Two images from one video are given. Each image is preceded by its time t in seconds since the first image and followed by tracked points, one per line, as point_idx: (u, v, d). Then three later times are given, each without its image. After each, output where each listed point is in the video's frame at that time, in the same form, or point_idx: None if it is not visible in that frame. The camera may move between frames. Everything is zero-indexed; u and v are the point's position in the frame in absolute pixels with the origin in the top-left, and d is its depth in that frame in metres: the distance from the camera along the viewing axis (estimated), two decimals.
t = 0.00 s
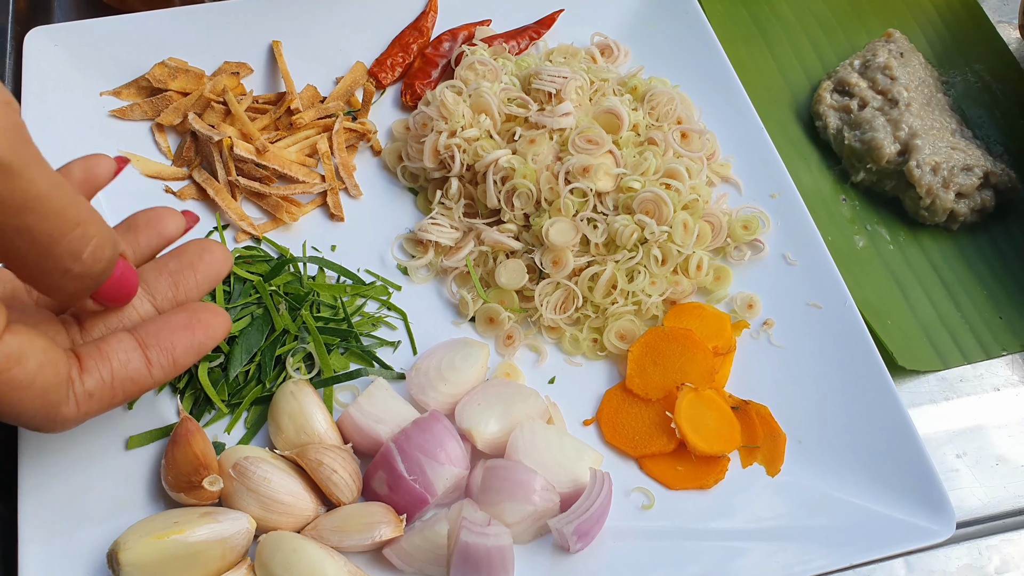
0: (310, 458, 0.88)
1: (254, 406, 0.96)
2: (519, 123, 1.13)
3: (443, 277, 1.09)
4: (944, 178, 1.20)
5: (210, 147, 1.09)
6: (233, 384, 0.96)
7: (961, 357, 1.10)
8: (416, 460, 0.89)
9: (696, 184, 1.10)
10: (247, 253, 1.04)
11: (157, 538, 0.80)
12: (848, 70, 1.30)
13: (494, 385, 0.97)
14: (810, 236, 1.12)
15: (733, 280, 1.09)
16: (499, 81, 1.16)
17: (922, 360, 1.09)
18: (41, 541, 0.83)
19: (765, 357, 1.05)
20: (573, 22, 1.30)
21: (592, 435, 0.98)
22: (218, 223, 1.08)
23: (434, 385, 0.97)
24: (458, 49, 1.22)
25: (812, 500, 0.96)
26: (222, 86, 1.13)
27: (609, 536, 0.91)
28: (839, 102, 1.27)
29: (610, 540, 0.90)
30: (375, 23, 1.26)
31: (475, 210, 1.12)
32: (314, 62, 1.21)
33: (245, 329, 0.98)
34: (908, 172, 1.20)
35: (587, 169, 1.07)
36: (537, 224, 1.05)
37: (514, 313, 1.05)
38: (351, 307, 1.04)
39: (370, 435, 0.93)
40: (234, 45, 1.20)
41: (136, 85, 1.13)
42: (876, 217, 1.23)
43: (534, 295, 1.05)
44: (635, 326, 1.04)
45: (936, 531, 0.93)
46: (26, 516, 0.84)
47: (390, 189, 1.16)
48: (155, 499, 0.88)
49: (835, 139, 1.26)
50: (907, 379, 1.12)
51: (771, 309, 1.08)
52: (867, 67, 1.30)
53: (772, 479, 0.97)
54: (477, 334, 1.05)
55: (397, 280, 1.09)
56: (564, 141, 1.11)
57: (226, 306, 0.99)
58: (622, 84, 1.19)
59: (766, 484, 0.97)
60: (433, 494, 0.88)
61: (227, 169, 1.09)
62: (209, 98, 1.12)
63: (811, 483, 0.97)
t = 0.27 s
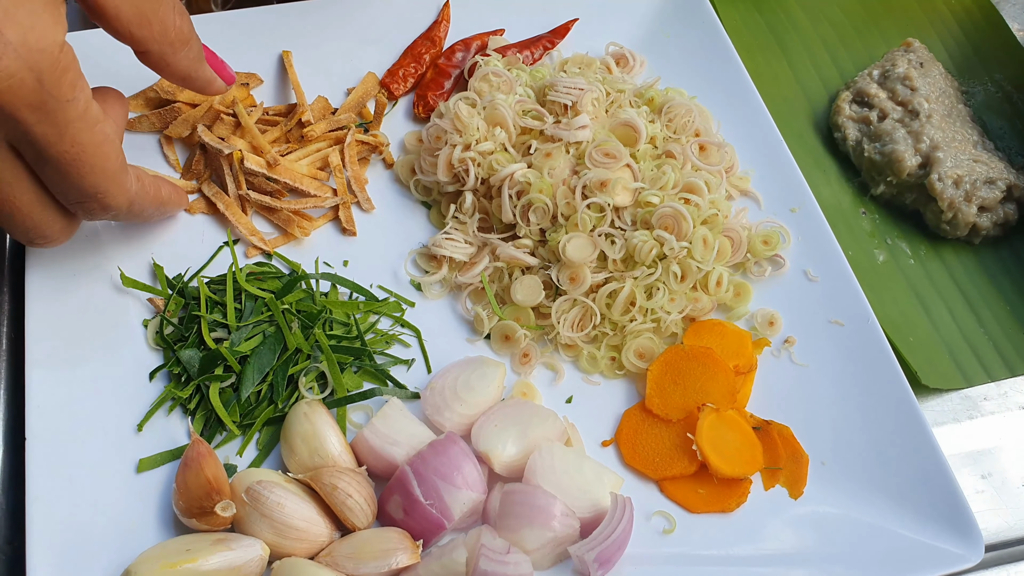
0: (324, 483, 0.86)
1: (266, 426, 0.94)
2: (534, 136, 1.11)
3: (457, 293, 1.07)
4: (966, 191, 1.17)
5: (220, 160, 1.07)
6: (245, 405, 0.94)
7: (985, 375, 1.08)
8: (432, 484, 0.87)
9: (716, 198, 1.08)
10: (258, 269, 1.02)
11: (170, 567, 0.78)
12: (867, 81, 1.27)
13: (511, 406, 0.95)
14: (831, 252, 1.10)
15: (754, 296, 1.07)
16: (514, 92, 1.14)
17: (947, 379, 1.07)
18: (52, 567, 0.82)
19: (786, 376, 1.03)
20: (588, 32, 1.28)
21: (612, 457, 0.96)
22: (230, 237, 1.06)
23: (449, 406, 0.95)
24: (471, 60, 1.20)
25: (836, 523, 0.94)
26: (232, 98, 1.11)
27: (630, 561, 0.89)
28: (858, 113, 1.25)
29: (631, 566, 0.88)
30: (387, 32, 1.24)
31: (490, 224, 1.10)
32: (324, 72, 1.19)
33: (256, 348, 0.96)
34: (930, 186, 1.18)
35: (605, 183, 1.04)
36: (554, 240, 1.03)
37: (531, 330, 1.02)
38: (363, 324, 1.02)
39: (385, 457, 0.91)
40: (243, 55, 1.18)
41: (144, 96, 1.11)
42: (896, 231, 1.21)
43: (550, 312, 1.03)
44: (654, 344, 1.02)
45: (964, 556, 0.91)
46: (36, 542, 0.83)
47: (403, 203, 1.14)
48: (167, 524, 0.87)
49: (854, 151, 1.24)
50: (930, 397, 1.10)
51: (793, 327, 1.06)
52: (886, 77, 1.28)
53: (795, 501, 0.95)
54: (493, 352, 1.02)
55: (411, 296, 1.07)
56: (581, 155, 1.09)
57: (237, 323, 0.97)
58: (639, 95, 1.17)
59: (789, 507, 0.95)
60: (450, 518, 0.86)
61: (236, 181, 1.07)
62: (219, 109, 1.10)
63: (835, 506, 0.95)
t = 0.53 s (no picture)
0: (342, 503, 0.84)
1: (281, 444, 0.92)
2: (552, 146, 1.09)
3: (474, 305, 1.05)
4: (990, 203, 1.16)
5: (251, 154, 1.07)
6: (260, 423, 0.92)
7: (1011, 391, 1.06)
8: (452, 504, 0.85)
9: (737, 210, 1.06)
10: (272, 283, 1.00)
11: None
12: (888, 89, 1.26)
13: (530, 423, 0.94)
14: (854, 264, 1.08)
15: (776, 309, 1.06)
16: (531, 102, 1.12)
17: (972, 394, 1.05)
18: None
19: (809, 392, 1.02)
20: (604, 39, 1.26)
21: (633, 475, 0.94)
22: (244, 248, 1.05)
23: (468, 424, 0.93)
24: (487, 68, 1.18)
25: (862, 543, 0.92)
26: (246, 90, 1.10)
27: None
28: (879, 122, 1.23)
29: None
30: (401, 37, 1.21)
31: (507, 236, 1.08)
32: (338, 79, 1.17)
33: (271, 364, 0.94)
34: (953, 197, 1.16)
35: (625, 195, 1.03)
36: (573, 252, 1.01)
37: (550, 344, 1.00)
38: (379, 339, 1.00)
39: (403, 477, 0.89)
40: (255, 62, 1.16)
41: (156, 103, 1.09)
42: (918, 242, 1.19)
43: (570, 327, 1.01)
44: (676, 359, 1.00)
45: None
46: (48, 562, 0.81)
47: (418, 213, 1.12)
48: (181, 544, 0.85)
49: (875, 160, 1.22)
50: (955, 412, 1.08)
51: (816, 341, 1.05)
52: (907, 85, 1.26)
53: (820, 521, 0.93)
54: (510, 367, 1.01)
55: (427, 309, 1.05)
56: (600, 165, 1.07)
57: (252, 338, 0.95)
58: (657, 104, 1.15)
59: (814, 527, 0.93)
60: (470, 540, 0.85)
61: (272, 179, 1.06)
62: (243, 104, 1.08)
63: (861, 525, 0.93)
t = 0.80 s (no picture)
0: (366, 526, 0.82)
1: (303, 463, 0.91)
2: (573, 160, 1.08)
3: (495, 322, 1.04)
4: (1014, 218, 1.15)
5: (271, 174, 1.07)
6: (282, 442, 0.91)
7: None
8: (477, 527, 0.84)
9: (761, 226, 1.05)
10: (293, 300, 0.99)
11: None
12: (909, 101, 1.25)
13: (554, 443, 0.93)
14: (879, 281, 1.07)
15: (800, 326, 1.05)
16: (552, 115, 1.11)
17: (999, 413, 1.03)
18: None
19: (834, 410, 1.01)
20: (624, 49, 1.24)
21: (657, 496, 0.94)
22: (263, 263, 1.04)
23: (492, 444, 0.92)
24: (506, 80, 1.17)
25: (889, 565, 0.91)
26: (263, 103, 1.09)
27: None
28: (901, 135, 1.22)
29: None
30: (419, 48, 1.20)
31: (528, 251, 1.07)
32: (355, 92, 1.16)
33: (292, 383, 0.93)
34: (977, 212, 1.15)
35: (648, 211, 1.02)
36: (596, 269, 1.00)
37: (573, 362, 0.99)
38: (400, 356, 1.00)
39: (427, 498, 0.88)
40: (272, 74, 1.15)
41: (173, 114, 1.09)
42: (941, 256, 1.18)
43: (593, 345, 1.00)
44: (700, 378, 0.99)
45: None
46: None
47: (438, 227, 1.11)
48: (203, 566, 0.84)
49: (897, 174, 1.21)
50: (980, 430, 1.07)
51: (841, 358, 1.04)
52: (929, 98, 1.25)
53: (847, 542, 0.92)
54: (533, 385, 0.99)
55: (448, 326, 1.04)
56: (621, 181, 1.06)
57: (273, 356, 0.95)
58: (679, 118, 1.14)
59: (841, 548, 0.91)
60: (495, 562, 0.84)
61: (291, 195, 1.06)
62: (261, 119, 1.08)
63: (888, 547, 0.92)
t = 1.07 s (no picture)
0: (389, 548, 0.81)
1: (324, 483, 0.90)
2: (594, 174, 1.07)
3: (516, 338, 1.03)
4: None
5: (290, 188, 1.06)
6: (304, 461, 0.91)
7: None
8: (501, 549, 0.83)
9: (785, 241, 1.04)
10: (313, 317, 0.99)
11: None
12: (931, 114, 1.24)
13: (577, 463, 0.92)
14: (904, 296, 1.06)
15: (824, 342, 1.04)
16: (572, 129, 1.10)
17: None
18: None
19: (859, 428, 1.00)
20: (643, 60, 1.23)
21: (682, 515, 0.92)
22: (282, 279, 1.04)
23: (515, 463, 0.91)
24: (525, 93, 1.16)
25: None
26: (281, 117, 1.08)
27: None
28: (922, 148, 1.21)
29: None
30: (438, 61, 1.19)
31: (549, 266, 1.07)
32: (373, 104, 1.15)
33: (314, 402, 0.92)
34: (1000, 226, 1.14)
35: (671, 227, 1.00)
36: (618, 285, 0.99)
37: (595, 380, 0.98)
38: (421, 372, 0.98)
39: (449, 518, 0.87)
40: (289, 86, 1.14)
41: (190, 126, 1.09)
42: (963, 270, 1.17)
43: (615, 361, 1.00)
44: (724, 396, 0.99)
45: None
46: None
47: (457, 242, 1.10)
48: None
49: (919, 187, 1.19)
50: (1005, 447, 1.06)
51: (865, 376, 1.02)
52: (951, 110, 1.24)
53: (873, 562, 0.91)
54: (555, 403, 0.98)
55: (468, 342, 1.02)
56: (643, 195, 1.05)
57: (294, 374, 0.94)
58: (700, 130, 1.13)
59: (868, 569, 0.90)
60: None
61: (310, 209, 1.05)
62: (279, 132, 1.07)
63: (914, 568, 0.91)
